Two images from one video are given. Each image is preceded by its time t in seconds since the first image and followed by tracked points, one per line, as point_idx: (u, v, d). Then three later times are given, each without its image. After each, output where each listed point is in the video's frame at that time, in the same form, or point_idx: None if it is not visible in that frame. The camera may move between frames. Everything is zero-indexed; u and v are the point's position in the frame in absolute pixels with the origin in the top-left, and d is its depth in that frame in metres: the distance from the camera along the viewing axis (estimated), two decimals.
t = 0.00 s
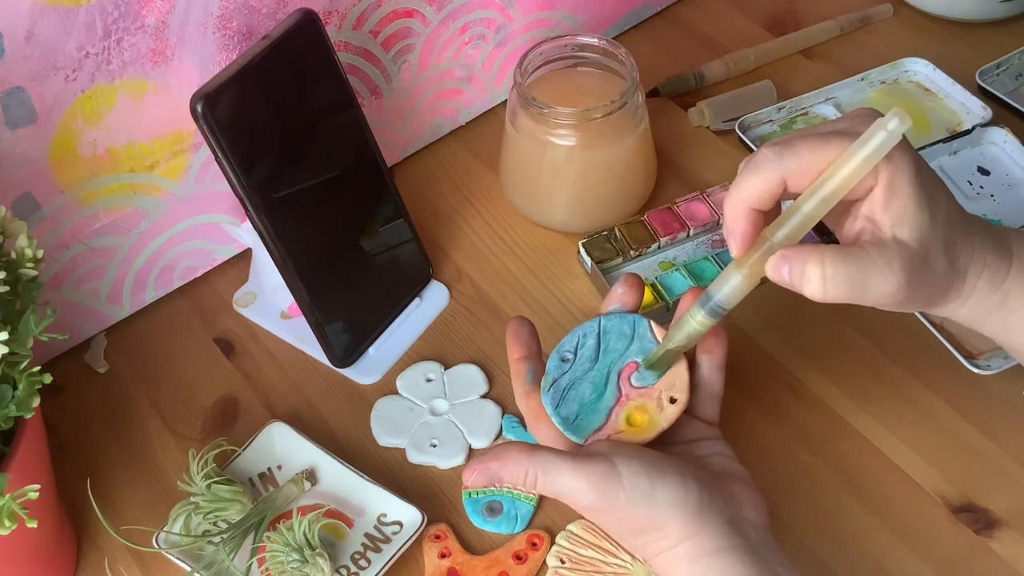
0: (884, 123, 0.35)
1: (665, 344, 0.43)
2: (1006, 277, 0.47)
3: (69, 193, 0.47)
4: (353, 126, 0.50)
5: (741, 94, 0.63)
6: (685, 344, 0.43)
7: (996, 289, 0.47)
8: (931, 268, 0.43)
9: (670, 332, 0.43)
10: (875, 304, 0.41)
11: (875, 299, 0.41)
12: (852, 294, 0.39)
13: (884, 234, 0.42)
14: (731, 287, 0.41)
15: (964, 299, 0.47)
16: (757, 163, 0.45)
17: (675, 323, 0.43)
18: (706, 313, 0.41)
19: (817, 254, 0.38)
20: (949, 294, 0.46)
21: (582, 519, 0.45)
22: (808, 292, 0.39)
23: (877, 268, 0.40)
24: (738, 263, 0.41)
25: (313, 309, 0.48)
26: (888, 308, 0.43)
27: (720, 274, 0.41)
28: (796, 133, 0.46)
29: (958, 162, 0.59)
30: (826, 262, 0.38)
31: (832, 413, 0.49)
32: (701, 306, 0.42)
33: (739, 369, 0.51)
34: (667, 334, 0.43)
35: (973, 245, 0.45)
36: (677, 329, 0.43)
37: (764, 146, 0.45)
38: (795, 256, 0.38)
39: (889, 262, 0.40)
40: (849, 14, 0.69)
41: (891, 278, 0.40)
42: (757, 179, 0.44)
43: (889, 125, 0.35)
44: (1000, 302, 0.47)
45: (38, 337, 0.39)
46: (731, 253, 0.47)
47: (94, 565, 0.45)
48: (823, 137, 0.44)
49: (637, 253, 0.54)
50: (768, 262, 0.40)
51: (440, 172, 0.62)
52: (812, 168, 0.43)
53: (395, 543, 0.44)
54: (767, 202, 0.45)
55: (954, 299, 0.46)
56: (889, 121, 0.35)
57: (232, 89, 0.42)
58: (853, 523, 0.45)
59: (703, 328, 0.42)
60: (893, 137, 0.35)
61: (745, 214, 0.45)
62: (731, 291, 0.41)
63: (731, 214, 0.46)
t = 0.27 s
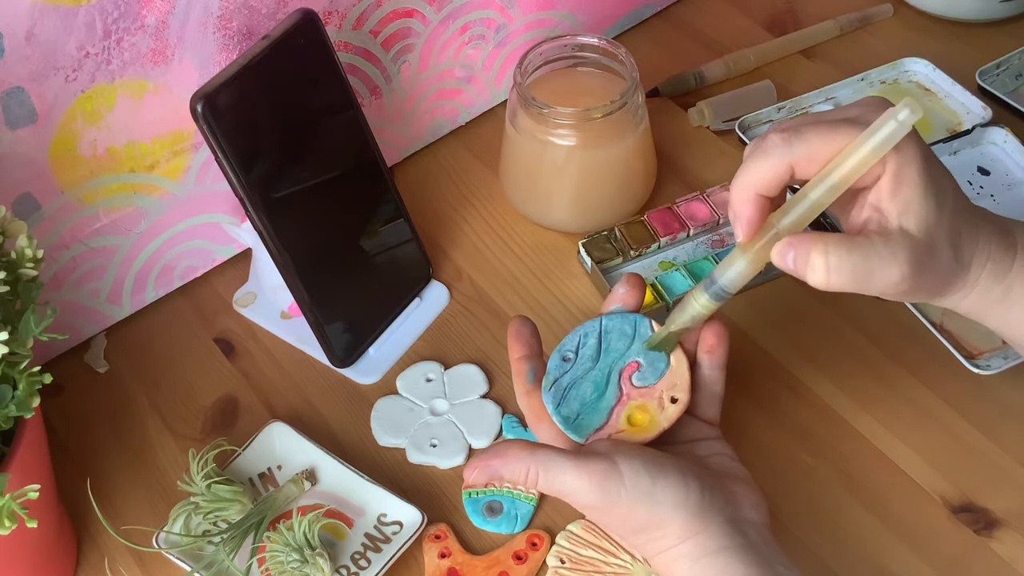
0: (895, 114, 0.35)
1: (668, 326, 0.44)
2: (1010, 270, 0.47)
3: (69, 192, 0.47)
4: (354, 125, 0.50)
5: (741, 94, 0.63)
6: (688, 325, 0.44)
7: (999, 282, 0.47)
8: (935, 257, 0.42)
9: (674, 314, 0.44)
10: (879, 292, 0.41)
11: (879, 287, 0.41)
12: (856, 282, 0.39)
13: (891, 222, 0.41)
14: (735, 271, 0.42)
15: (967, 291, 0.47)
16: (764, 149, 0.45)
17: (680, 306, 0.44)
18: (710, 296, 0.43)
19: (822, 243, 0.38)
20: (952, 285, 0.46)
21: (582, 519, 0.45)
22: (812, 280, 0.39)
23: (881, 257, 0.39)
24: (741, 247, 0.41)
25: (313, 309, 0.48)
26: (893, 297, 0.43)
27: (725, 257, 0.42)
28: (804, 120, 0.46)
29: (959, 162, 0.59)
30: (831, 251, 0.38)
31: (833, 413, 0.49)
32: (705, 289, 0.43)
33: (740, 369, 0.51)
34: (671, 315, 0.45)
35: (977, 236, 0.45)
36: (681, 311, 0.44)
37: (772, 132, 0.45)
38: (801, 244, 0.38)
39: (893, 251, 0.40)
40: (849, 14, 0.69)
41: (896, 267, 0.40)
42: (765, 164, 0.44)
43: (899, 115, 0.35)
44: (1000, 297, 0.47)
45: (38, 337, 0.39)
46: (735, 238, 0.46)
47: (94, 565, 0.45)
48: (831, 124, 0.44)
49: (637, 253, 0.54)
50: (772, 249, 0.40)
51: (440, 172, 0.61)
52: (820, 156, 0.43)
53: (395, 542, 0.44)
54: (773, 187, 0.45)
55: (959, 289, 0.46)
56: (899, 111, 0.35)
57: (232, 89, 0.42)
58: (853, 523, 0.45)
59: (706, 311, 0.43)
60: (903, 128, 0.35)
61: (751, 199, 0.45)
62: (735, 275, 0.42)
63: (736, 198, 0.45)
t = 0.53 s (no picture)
0: (890, 122, 0.35)
1: (669, 340, 0.44)
2: (1010, 275, 0.47)
3: (69, 193, 0.47)
4: (354, 126, 0.50)
5: (741, 94, 0.63)
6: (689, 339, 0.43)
7: (999, 286, 0.47)
8: (935, 266, 0.42)
9: (674, 329, 0.44)
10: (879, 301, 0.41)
11: (880, 297, 0.41)
12: (856, 293, 0.39)
13: (890, 232, 0.41)
14: (734, 284, 0.41)
15: (967, 296, 0.47)
16: (761, 161, 0.44)
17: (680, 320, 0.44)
18: (709, 309, 0.42)
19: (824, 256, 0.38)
20: (952, 292, 0.46)
21: (582, 519, 0.45)
22: (813, 291, 0.39)
23: (881, 266, 0.39)
24: (741, 260, 0.41)
25: (313, 308, 0.48)
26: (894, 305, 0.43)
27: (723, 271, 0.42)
28: (796, 131, 0.46)
29: (959, 162, 0.59)
30: (830, 263, 0.38)
31: (833, 413, 0.49)
32: (704, 303, 0.42)
33: (740, 370, 0.51)
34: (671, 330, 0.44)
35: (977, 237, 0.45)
36: (680, 325, 0.43)
37: (767, 143, 0.45)
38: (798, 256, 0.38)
39: (892, 260, 0.40)
40: (849, 14, 0.69)
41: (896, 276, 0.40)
42: (761, 176, 0.44)
43: (895, 125, 0.34)
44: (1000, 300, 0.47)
45: (38, 337, 0.39)
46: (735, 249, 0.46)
47: (94, 565, 0.45)
48: (826, 135, 0.44)
49: (637, 253, 0.54)
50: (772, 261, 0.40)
51: (441, 172, 0.61)
52: (816, 167, 0.43)
53: (395, 543, 0.44)
54: (771, 199, 0.45)
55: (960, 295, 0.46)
56: (895, 121, 0.34)
57: (232, 89, 0.42)
58: (853, 523, 0.45)
59: (706, 324, 0.43)
60: (899, 136, 0.35)
61: (749, 211, 0.45)
62: (735, 288, 0.41)
63: (734, 208, 0.45)
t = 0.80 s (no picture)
0: (901, 103, 0.36)
1: (660, 312, 0.45)
2: (1010, 265, 0.47)
3: (69, 193, 0.47)
4: (354, 125, 0.50)
5: (741, 94, 0.63)
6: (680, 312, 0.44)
7: (999, 276, 0.47)
8: (935, 251, 0.42)
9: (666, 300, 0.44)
10: (877, 282, 0.41)
11: (878, 278, 0.41)
12: (855, 273, 0.39)
13: (891, 213, 0.41)
14: (732, 259, 0.41)
15: (967, 285, 0.47)
16: (768, 134, 0.45)
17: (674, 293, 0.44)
18: (704, 283, 0.43)
19: (825, 233, 0.38)
20: (952, 279, 0.46)
21: (582, 519, 0.45)
22: (812, 269, 0.39)
23: (881, 247, 0.39)
24: (740, 235, 0.41)
25: (313, 308, 0.48)
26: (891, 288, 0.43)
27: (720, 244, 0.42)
28: (807, 108, 0.46)
29: (959, 162, 0.59)
30: (832, 240, 0.38)
31: (833, 413, 0.49)
32: (699, 276, 0.43)
33: (740, 370, 0.51)
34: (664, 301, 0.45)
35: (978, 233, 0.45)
36: (674, 297, 0.44)
37: (775, 118, 0.45)
38: (798, 230, 0.38)
39: (893, 241, 0.40)
40: (849, 14, 0.69)
41: (896, 259, 0.40)
42: (767, 149, 0.44)
43: (906, 105, 0.35)
44: (998, 290, 0.47)
45: (38, 337, 0.39)
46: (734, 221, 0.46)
47: (94, 565, 0.45)
48: (836, 114, 0.44)
49: (637, 253, 0.54)
50: (771, 236, 0.39)
51: (441, 172, 0.61)
52: (824, 143, 0.43)
53: (395, 543, 0.44)
54: (776, 173, 0.45)
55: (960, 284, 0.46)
56: (907, 101, 0.35)
57: (232, 89, 0.42)
58: (853, 523, 0.45)
59: (700, 297, 0.43)
60: (909, 118, 0.35)
61: (752, 183, 0.45)
62: (731, 262, 0.41)
63: (737, 179, 0.45)
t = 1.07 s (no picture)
0: (883, 103, 0.36)
1: (659, 307, 0.46)
2: (1003, 263, 0.47)
3: (69, 193, 0.47)
4: (354, 125, 0.50)
5: (741, 94, 0.63)
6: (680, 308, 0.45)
7: (992, 276, 0.47)
8: (920, 250, 0.42)
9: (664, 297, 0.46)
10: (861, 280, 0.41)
11: (861, 278, 0.41)
12: (837, 273, 0.39)
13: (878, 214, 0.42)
14: (727, 255, 0.42)
15: (957, 288, 0.47)
16: (756, 134, 0.45)
17: (671, 287, 0.46)
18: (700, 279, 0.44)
19: (815, 231, 0.38)
20: (942, 277, 0.45)
21: (582, 519, 0.45)
22: (796, 266, 0.39)
23: (865, 246, 0.39)
24: (729, 234, 0.42)
25: (313, 309, 0.48)
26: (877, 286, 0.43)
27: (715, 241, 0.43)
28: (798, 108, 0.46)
29: (959, 162, 0.59)
30: (815, 237, 0.38)
31: (833, 413, 0.49)
32: (696, 273, 0.44)
33: (740, 370, 0.51)
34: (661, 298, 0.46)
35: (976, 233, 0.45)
36: (672, 293, 0.45)
37: (765, 119, 0.45)
38: (790, 228, 0.38)
39: (877, 240, 0.40)
40: (849, 14, 0.69)
41: (879, 259, 0.40)
42: (756, 149, 0.44)
43: (888, 106, 0.35)
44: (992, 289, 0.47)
45: (38, 337, 0.39)
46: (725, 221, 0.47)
47: (94, 565, 0.45)
48: (821, 113, 0.44)
49: (637, 253, 0.54)
50: (760, 233, 0.40)
51: (441, 172, 0.61)
52: (811, 144, 0.43)
53: (395, 543, 0.44)
54: (764, 173, 0.45)
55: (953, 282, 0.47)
56: (888, 101, 0.35)
57: (232, 89, 0.42)
58: (853, 523, 0.45)
59: (697, 294, 0.45)
60: (892, 118, 0.36)
61: (742, 182, 0.45)
62: (726, 259, 0.43)
63: (727, 179, 0.46)
